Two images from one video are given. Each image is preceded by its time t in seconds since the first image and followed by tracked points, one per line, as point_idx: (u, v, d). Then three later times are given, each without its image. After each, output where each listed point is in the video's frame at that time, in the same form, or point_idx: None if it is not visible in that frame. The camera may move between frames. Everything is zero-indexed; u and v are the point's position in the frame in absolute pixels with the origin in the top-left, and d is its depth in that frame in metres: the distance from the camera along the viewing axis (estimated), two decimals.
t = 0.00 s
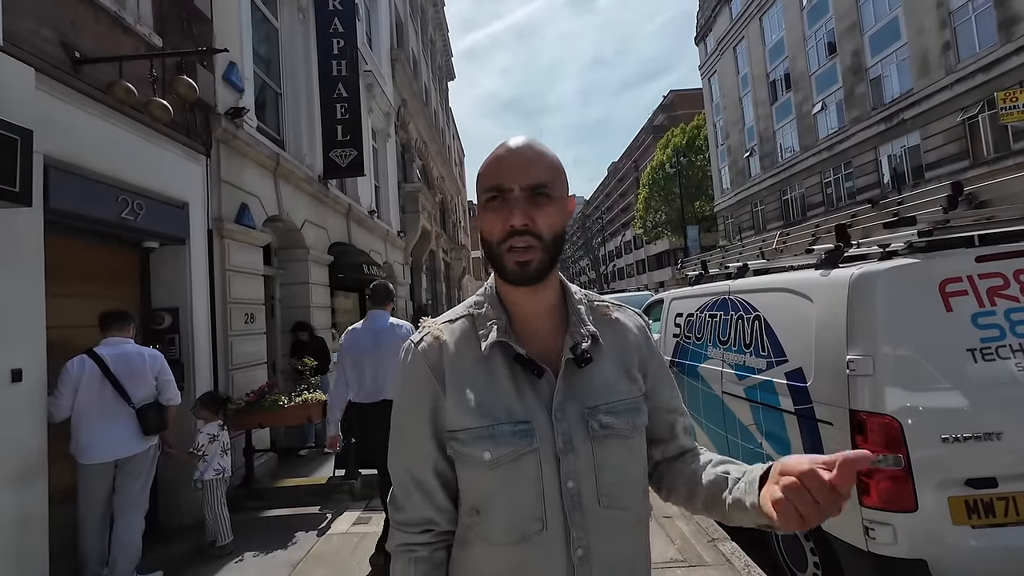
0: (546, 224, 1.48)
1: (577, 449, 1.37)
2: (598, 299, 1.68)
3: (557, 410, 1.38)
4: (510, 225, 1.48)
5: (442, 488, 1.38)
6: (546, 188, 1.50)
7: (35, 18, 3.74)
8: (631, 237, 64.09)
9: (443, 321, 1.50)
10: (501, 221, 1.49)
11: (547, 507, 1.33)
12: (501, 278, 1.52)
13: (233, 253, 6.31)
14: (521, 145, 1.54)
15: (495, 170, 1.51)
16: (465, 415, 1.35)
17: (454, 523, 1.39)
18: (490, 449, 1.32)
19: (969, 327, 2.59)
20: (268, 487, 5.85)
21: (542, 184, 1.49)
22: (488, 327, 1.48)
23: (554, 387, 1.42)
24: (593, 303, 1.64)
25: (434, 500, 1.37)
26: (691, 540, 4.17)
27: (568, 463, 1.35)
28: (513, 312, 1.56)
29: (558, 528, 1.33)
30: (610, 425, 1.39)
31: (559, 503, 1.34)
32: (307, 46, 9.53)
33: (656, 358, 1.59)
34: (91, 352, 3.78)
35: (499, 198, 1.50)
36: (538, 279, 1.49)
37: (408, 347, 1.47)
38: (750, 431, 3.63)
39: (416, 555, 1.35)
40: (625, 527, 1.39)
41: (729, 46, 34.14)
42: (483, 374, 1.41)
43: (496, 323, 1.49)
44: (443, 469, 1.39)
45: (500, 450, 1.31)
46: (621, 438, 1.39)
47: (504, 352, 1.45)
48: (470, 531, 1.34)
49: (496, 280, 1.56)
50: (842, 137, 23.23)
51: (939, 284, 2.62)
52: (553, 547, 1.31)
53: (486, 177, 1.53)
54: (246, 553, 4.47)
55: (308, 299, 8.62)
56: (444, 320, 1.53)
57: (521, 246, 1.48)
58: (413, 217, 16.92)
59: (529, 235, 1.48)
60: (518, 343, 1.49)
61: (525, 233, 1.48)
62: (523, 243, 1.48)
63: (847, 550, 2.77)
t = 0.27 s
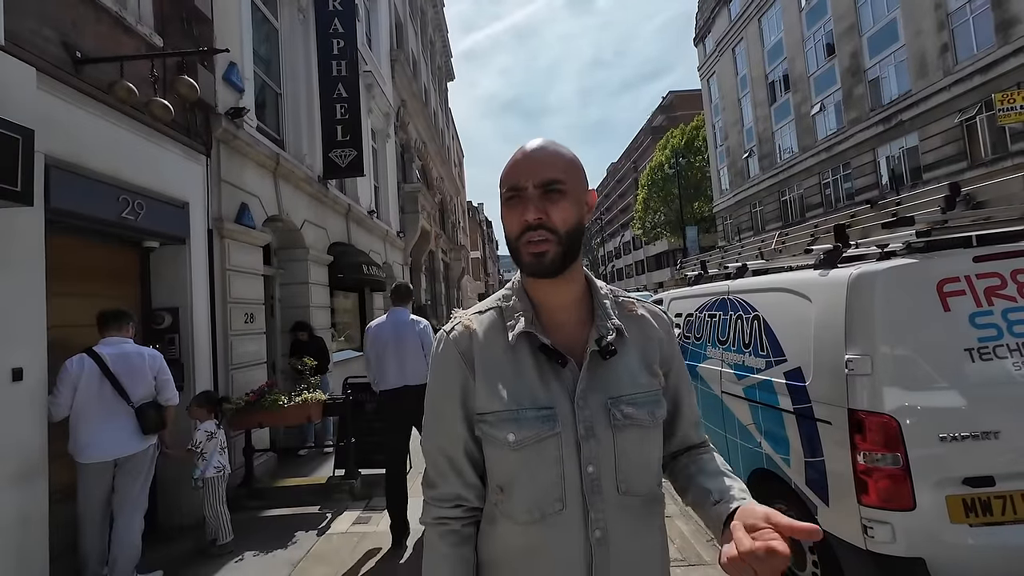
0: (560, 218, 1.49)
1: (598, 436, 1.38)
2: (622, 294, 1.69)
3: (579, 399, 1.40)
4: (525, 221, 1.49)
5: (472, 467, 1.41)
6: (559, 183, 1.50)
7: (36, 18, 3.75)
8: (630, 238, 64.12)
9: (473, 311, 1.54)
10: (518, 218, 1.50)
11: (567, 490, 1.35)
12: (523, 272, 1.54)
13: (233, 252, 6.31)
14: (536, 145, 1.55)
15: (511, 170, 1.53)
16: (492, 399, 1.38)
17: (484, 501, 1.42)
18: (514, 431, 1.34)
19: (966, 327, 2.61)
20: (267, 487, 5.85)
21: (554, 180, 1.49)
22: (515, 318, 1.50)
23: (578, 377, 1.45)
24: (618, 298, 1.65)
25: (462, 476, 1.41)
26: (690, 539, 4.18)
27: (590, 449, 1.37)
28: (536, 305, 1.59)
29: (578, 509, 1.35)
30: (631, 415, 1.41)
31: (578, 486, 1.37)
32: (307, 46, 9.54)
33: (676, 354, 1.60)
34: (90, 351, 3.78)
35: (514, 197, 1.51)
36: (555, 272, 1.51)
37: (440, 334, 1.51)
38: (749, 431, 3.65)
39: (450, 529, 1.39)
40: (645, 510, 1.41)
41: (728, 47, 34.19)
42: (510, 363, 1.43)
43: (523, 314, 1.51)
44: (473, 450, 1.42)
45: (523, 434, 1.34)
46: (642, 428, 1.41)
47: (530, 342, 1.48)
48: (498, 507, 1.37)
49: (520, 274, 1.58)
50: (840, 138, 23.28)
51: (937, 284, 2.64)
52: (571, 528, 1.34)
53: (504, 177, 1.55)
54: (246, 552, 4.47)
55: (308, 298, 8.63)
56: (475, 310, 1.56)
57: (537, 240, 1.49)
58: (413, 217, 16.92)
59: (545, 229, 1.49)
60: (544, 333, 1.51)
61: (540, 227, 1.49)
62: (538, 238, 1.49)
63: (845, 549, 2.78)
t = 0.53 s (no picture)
0: (550, 222, 1.48)
1: (595, 432, 1.38)
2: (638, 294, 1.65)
3: (578, 396, 1.40)
4: (516, 225, 1.50)
5: (476, 454, 1.49)
6: (550, 188, 1.48)
7: (34, 18, 3.75)
8: (627, 239, 64.22)
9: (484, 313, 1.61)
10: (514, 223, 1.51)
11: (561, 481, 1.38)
12: (526, 275, 1.57)
13: (230, 253, 6.30)
14: (534, 150, 1.54)
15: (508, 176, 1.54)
16: (492, 392, 1.44)
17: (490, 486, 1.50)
18: (510, 423, 1.39)
19: (963, 328, 2.63)
20: (265, 488, 5.85)
21: (546, 185, 1.48)
22: (521, 317, 1.55)
23: (578, 373, 1.45)
24: (631, 298, 1.61)
25: (469, 461, 1.50)
26: (689, 539, 4.19)
27: (585, 446, 1.38)
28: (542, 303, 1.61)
29: (569, 502, 1.37)
30: (629, 414, 1.38)
31: (573, 480, 1.38)
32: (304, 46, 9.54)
33: (694, 353, 1.51)
34: (85, 353, 3.77)
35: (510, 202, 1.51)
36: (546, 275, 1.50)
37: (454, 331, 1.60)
38: (746, 431, 3.66)
39: (456, 507, 1.49)
40: (645, 511, 1.37)
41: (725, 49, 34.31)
42: (513, 361, 1.47)
43: (529, 315, 1.55)
44: (478, 438, 1.50)
45: (518, 426, 1.38)
46: (640, 428, 1.38)
47: (533, 340, 1.51)
48: (500, 493, 1.42)
49: (527, 277, 1.60)
50: (837, 140, 23.36)
51: (934, 285, 2.65)
52: (564, 516, 1.37)
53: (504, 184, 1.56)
54: (243, 554, 4.46)
55: (305, 299, 8.62)
56: (487, 312, 1.63)
57: (531, 244, 1.49)
58: (411, 218, 16.92)
59: (535, 233, 1.48)
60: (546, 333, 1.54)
61: (529, 231, 1.48)
62: (529, 242, 1.49)
63: (842, 549, 2.80)
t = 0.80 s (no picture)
0: (560, 224, 1.47)
1: (579, 434, 1.37)
2: (635, 293, 1.62)
3: (563, 396, 1.40)
4: (525, 228, 1.48)
5: (472, 452, 1.52)
6: (559, 189, 1.48)
7: (27, 15, 3.72)
8: (624, 239, 64.27)
9: (477, 316, 1.62)
10: (519, 225, 1.49)
11: (544, 481, 1.38)
12: (524, 278, 1.55)
13: (226, 251, 6.27)
14: (533, 151, 1.54)
15: (508, 177, 1.52)
16: (483, 392, 1.48)
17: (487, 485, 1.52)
18: (497, 423, 1.42)
19: (960, 328, 2.63)
20: (260, 488, 5.82)
21: (554, 186, 1.48)
22: (514, 319, 1.56)
23: (565, 375, 1.44)
24: (626, 298, 1.57)
25: (466, 460, 1.52)
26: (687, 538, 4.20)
27: (567, 447, 1.37)
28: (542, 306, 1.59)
29: (551, 504, 1.37)
30: (614, 417, 1.36)
31: (556, 482, 1.37)
32: (301, 44, 9.49)
33: (691, 351, 1.44)
34: (77, 352, 3.74)
35: (515, 203, 1.49)
36: (554, 278, 1.49)
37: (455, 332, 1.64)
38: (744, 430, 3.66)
39: (454, 501, 1.53)
40: (632, 517, 1.33)
41: (723, 49, 34.32)
42: (503, 364, 1.50)
43: (521, 317, 1.57)
44: (474, 438, 1.54)
45: (506, 427, 1.41)
46: (625, 432, 1.35)
47: (523, 342, 1.52)
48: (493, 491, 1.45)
49: (522, 278, 1.59)
50: (832, 141, 23.41)
51: (931, 285, 2.65)
52: (548, 519, 1.36)
53: (502, 185, 1.54)
54: (239, 556, 4.44)
55: (302, 298, 8.59)
56: (482, 313, 1.66)
57: (539, 246, 1.48)
58: (408, 217, 16.89)
59: (544, 235, 1.48)
60: (537, 335, 1.54)
61: (540, 234, 1.47)
62: (539, 246, 1.48)
63: (839, 547, 2.80)
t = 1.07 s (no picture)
0: (548, 220, 1.44)
1: (568, 446, 1.34)
2: (621, 293, 1.58)
3: (549, 407, 1.37)
4: (512, 224, 1.45)
5: (454, 468, 1.50)
6: (548, 184, 1.45)
7: (15, 10, 3.66)
8: (620, 239, 64.34)
9: (457, 323, 1.59)
10: (505, 219, 1.45)
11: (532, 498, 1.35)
12: (510, 277, 1.52)
13: (219, 251, 6.21)
14: (516, 145, 1.50)
15: (493, 171, 1.48)
16: (465, 405, 1.44)
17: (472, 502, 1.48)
18: (480, 437, 1.39)
19: (960, 330, 2.61)
20: (253, 491, 5.77)
21: (542, 181, 1.45)
22: (497, 325, 1.53)
23: (551, 384, 1.40)
24: (612, 298, 1.54)
25: (451, 478, 1.50)
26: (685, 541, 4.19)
27: (556, 460, 1.34)
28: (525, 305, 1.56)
29: (540, 521, 1.34)
30: (604, 427, 1.33)
31: (546, 499, 1.34)
32: (296, 42, 9.43)
33: (680, 352, 1.40)
34: (65, 353, 3.68)
35: (502, 197, 1.46)
36: (542, 275, 1.46)
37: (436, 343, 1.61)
38: (742, 432, 3.65)
39: (438, 519, 1.50)
40: (628, 532, 1.30)
41: (718, 51, 34.40)
42: (485, 373, 1.46)
43: (503, 322, 1.54)
44: (457, 452, 1.50)
45: (490, 441, 1.38)
46: (615, 441, 1.32)
47: (506, 349, 1.48)
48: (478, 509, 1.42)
49: (505, 278, 1.56)
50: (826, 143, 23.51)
51: (930, 287, 2.64)
52: (537, 537, 1.33)
53: (486, 179, 1.50)
54: (231, 560, 4.38)
55: (296, 298, 8.52)
56: (463, 320, 1.63)
57: (526, 242, 1.45)
58: (404, 217, 16.84)
59: (532, 232, 1.44)
60: (520, 341, 1.51)
61: (528, 229, 1.44)
62: (526, 241, 1.44)
63: (838, 550, 2.78)
